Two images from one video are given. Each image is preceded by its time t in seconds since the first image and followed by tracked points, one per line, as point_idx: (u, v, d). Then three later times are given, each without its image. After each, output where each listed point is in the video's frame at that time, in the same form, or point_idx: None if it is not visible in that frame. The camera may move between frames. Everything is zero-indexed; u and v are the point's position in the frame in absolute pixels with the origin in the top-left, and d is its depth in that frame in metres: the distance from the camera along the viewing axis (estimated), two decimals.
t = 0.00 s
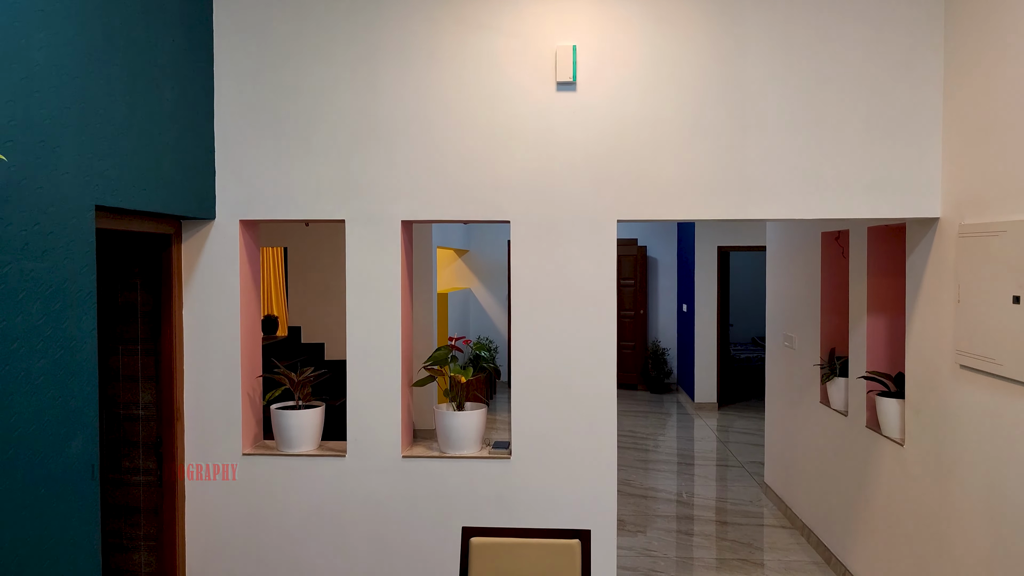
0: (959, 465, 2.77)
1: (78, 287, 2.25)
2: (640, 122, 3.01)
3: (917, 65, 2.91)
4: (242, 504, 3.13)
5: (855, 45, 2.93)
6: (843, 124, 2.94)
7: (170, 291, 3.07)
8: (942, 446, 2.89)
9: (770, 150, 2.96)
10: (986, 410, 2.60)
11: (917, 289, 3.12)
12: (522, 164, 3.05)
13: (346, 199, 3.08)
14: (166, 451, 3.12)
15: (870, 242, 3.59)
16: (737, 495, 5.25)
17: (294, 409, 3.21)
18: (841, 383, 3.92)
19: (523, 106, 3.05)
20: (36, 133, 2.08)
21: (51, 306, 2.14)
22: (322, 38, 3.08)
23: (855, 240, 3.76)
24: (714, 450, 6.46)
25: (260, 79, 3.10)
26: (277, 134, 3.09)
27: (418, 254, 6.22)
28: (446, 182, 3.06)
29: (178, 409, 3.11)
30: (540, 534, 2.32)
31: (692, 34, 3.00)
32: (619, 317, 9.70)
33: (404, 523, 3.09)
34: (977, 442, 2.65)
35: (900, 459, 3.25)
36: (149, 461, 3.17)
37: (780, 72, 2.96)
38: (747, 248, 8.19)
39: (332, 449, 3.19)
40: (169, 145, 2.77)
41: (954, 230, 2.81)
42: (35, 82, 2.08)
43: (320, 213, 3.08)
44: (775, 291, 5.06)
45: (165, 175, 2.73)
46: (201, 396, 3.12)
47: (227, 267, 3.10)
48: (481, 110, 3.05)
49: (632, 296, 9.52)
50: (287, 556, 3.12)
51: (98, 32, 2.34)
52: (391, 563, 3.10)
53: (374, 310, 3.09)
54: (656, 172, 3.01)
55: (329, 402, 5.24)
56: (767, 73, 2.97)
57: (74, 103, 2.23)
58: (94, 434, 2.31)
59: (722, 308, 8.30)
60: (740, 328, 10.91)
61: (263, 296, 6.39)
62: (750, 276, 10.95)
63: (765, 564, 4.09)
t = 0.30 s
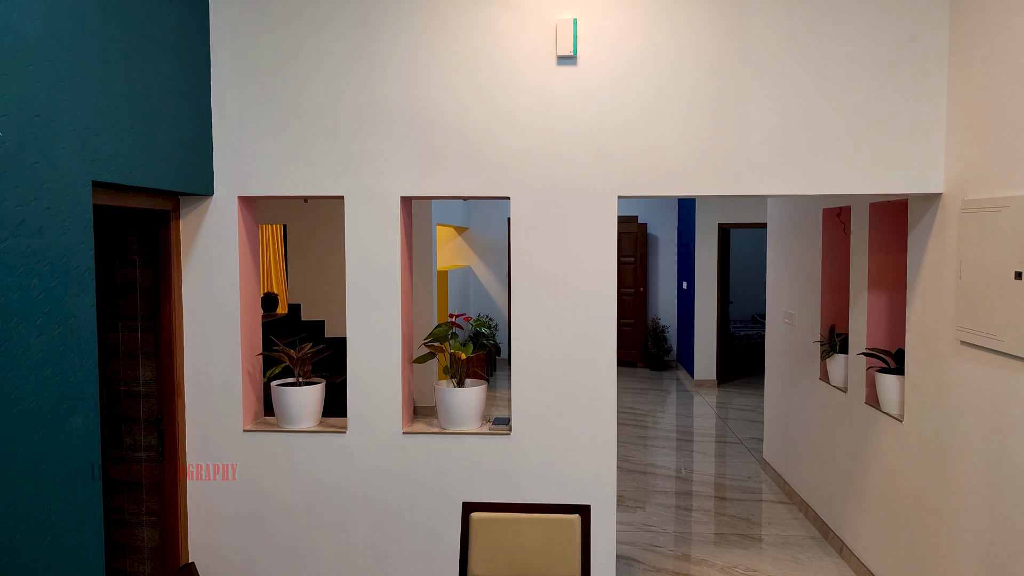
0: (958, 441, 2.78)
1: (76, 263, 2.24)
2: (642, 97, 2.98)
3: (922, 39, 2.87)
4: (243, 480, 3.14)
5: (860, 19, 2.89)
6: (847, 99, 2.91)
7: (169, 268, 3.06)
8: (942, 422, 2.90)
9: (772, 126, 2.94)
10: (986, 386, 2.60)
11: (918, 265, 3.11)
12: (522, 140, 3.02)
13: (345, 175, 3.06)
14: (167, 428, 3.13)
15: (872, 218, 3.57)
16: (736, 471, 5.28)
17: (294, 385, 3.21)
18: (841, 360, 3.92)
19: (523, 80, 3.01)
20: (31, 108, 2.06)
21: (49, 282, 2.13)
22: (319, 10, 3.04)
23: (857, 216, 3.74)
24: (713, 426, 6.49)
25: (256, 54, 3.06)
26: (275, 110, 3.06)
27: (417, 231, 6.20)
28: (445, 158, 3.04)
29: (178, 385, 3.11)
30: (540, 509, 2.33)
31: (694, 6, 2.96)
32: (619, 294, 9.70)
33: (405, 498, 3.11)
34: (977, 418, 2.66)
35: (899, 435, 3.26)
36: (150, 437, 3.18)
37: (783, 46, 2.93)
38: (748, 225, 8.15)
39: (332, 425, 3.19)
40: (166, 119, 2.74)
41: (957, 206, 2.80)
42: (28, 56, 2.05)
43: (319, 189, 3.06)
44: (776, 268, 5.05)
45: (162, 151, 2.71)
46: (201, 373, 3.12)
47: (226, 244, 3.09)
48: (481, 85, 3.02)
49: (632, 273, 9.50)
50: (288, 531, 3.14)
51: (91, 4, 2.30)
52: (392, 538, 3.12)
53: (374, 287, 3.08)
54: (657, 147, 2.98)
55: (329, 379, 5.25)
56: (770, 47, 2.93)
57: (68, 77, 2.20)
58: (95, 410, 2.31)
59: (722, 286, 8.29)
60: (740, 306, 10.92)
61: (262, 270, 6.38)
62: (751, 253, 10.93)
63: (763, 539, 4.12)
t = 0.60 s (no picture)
0: (957, 416, 2.79)
1: (74, 238, 2.23)
2: (643, 71, 2.95)
3: (927, 11, 2.83)
4: (244, 456, 3.15)
5: None
6: (850, 74, 2.88)
7: (167, 243, 3.05)
8: (941, 398, 2.90)
9: (774, 100, 2.91)
10: (987, 361, 2.60)
11: (920, 240, 3.10)
12: (522, 115, 2.99)
13: (343, 150, 3.03)
14: (167, 404, 3.14)
15: (874, 194, 3.55)
16: (735, 446, 5.31)
17: (294, 361, 3.21)
18: (841, 336, 3.92)
19: (523, 54, 2.98)
20: (25, 82, 2.03)
21: (47, 257, 2.12)
22: None
23: (858, 191, 3.72)
24: (713, 403, 6.52)
25: (253, 27, 3.02)
26: (272, 84, 3.03)
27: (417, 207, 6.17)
28: (444, 133, 3.01)
29: (178, 362, 3.11)
30: (539, 484, 2.33)
31: None
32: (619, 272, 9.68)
33: (405, 473, 3.12)
34: (976, 393, 2.66)
35: (898, 411, 3.27)
36: (151, 412, 3.19)
37: (786, 19, 2.89)
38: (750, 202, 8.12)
39: (332, 401, 3.20)
40: (162, 93, 2.71)
41: (959, 181, 2.78)
42: (21, 28, 2.02)
43: (317, 164, 3.04)
44: (776, 244, 5.04)
45: (159, 125, 2.69)
46: (201, 349, 3.12)
47: (225, 220, 3.07)
48: (481, 59, 2.99)
49: (632, 250, 9.48)
50: (290, 505, 3.16)
51: None
52: (393, 512, 3.14)
53: (373, 263, 3.07)
54: (658, 122, 2.96)
55: (329, 355, 5.26)
56: (773, 20, 2.89)
57: (62, 50, 2.17)
58: (95, 385, 2.31)
59: (723, 263, 8.27)
60: (740, 283, 10.93)
61: (262, 247, 6.36)
62: (752, 230, 10.91)
63: (761, 514, 4.15)
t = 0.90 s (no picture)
0: (956, 392, 2.79)
1: (72, 212, 2.22)
2: (644, 44, 2.92)
3: None
4: (245, 431, 3.17)
5: None
6: (854, 47, 2.84)
7: (166, 219, 3.03)
8: (941, 373, 2.91)
9: (776, 74, 2.88)
10: (987, 337, 2.60)
11: (922, 216, 3.09)
12: (522, 89, 2.97)
13: (342, 125, 3.01)
14: (168, 380, 3.15)
15: (876, 169, 3.53)
16: (733, 422, 5.33)
17: (294, 337, 3.21)
18: (841, 312, 3.92)
19: (524, 28, 2.95)
20: (20, 55, 2.01)
21: (45, 232, 2.11)
22: None
23: (860, 167, 3.69)
24: (712, 379, 6.54)
25: None
26: (269, 57, 3.00)
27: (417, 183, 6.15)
28: (443, 108, 2.99)
29: (178, 338, 3.11)
30: (540, 459, 2.34)
31: None
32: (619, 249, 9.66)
33: (405, 448, 3.14)
34: (976, 369, 2.67)
35: (897, 386, 3.28)
36: (151, 388, 3.20)
37: None
38: (750, 179, 8.09)
39: (333, 377, 3.20)
40: (159, 67, 2.68)
41: (962, 156, 2.76)
42: None
43: (316, 139, 3.02)
44: (777, 220, 5.03)
45: (156, 100, 2.66)
46: (201, 325, 3.12)
47: (223, 195, 3.05)
48: (480, 33, 2.95)
49: (633, 227, 9.45)
50: (291, 480, 3.18)
51: None
52: (393, 487, 3.16)
53: (372, 239, 3.06)
54: (660, 97, 2.93)
55: (329, 332, 5.27)
56: None
57: (56, 23, 2.14)
58: (95, 361, 2.31)
59: (723, 239, 8.26)
60: (740, 260, 10.93)
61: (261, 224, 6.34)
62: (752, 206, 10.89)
63: (759, 489, 4.18)
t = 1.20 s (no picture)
0: (956, 371, 2.80)
1: (72, 190, 2.21)
2: (645, 21, 2.89)
3: None
4: (247, 410, 3.18)
5: None
6: (857, 25, 2.82)
7: (165, 199, 3.02)
8: (941, 353, 2.91)
9: (778, 52, 2.86)
10: (988, 316, 2.61)
11: (924, 195, 3.08)
12: (522, 66, 2.94)
13: (342, 103, 2.99)
14: (170, 359, 3.16)
15: (879, 148, 3.51)
16: (733, 401, 5.35)
17: (295, 316, 3.21)
18: (841, 292, 3.92)
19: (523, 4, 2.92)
20: (16, 31, 1.99)
21: (44, 210, 2.11)
22: None
23: (863, 146, 3.67)
24: (713, 358, 6.56)
25: None
26: (268, 34, 2.97)
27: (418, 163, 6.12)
28: (443, 85, 2.97)
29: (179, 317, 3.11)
30: (540, 437, 2.36)
31: None
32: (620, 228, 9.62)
33: (407, 426, 3.16)
34: (977, 348, 2.67)
35: (897, 366, 3.29)
36: (154, 367, 3.21)
37: None
38: (752, 158, 8.05)
39: (334, 356, 3.21)
40: (157, 44, 2.66)
41: (966, 135, 2.75)
42: None
43: (315, 117, 3.00)
44: (778, 199, 5.01)
45: (154, 77, 2.64)
46: (202, 305, 3.12)
47: (223, 174, 3.04)
48: (480, 9, 2.93)
49: (634, 206, 9.38)
50: (293, 458, 3.20)
51: None
52: (395, 464, 3.19)
53: (373, 218, 3.05)
54: (661, 74, 2.91)
55: (330, 311, 5.28)
56: None
57: None
58: (96, 340, 2.32)
59: (724, 219, 8.24)
60: (741, 239, 10.91)
61: (261, 204, 6.32)
62: (754, 184, 10.85)
63: (758, 468, 4.20)
